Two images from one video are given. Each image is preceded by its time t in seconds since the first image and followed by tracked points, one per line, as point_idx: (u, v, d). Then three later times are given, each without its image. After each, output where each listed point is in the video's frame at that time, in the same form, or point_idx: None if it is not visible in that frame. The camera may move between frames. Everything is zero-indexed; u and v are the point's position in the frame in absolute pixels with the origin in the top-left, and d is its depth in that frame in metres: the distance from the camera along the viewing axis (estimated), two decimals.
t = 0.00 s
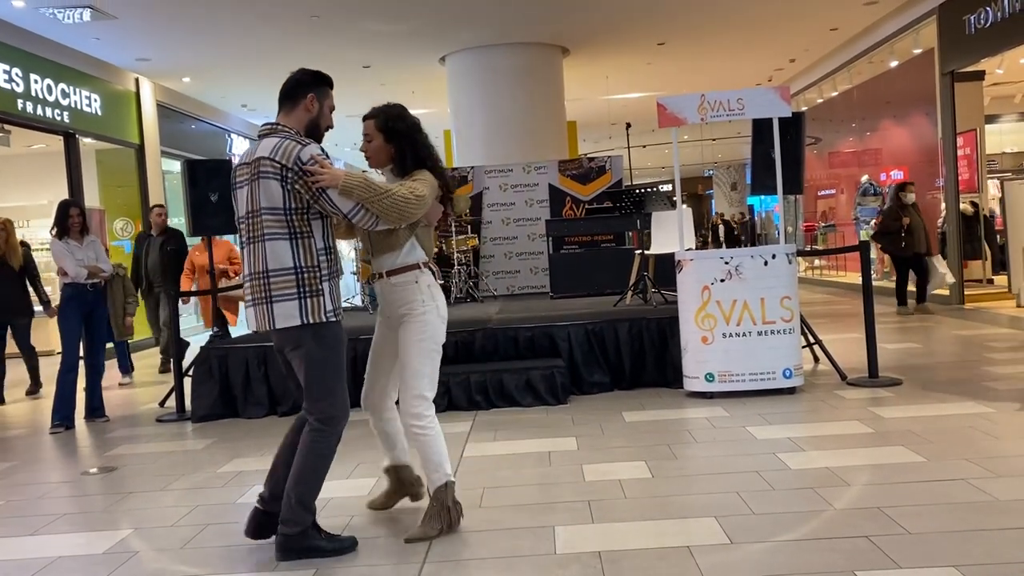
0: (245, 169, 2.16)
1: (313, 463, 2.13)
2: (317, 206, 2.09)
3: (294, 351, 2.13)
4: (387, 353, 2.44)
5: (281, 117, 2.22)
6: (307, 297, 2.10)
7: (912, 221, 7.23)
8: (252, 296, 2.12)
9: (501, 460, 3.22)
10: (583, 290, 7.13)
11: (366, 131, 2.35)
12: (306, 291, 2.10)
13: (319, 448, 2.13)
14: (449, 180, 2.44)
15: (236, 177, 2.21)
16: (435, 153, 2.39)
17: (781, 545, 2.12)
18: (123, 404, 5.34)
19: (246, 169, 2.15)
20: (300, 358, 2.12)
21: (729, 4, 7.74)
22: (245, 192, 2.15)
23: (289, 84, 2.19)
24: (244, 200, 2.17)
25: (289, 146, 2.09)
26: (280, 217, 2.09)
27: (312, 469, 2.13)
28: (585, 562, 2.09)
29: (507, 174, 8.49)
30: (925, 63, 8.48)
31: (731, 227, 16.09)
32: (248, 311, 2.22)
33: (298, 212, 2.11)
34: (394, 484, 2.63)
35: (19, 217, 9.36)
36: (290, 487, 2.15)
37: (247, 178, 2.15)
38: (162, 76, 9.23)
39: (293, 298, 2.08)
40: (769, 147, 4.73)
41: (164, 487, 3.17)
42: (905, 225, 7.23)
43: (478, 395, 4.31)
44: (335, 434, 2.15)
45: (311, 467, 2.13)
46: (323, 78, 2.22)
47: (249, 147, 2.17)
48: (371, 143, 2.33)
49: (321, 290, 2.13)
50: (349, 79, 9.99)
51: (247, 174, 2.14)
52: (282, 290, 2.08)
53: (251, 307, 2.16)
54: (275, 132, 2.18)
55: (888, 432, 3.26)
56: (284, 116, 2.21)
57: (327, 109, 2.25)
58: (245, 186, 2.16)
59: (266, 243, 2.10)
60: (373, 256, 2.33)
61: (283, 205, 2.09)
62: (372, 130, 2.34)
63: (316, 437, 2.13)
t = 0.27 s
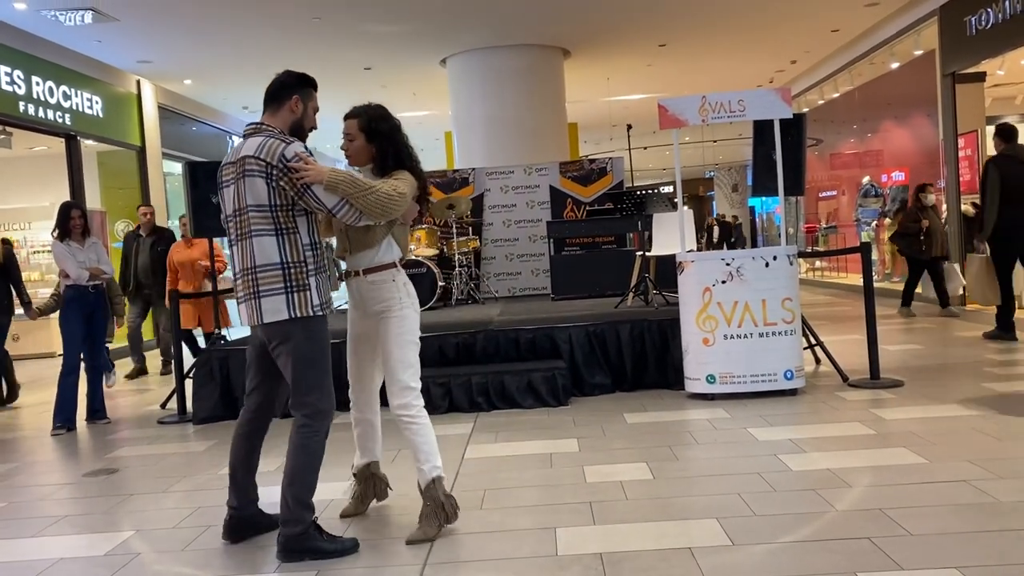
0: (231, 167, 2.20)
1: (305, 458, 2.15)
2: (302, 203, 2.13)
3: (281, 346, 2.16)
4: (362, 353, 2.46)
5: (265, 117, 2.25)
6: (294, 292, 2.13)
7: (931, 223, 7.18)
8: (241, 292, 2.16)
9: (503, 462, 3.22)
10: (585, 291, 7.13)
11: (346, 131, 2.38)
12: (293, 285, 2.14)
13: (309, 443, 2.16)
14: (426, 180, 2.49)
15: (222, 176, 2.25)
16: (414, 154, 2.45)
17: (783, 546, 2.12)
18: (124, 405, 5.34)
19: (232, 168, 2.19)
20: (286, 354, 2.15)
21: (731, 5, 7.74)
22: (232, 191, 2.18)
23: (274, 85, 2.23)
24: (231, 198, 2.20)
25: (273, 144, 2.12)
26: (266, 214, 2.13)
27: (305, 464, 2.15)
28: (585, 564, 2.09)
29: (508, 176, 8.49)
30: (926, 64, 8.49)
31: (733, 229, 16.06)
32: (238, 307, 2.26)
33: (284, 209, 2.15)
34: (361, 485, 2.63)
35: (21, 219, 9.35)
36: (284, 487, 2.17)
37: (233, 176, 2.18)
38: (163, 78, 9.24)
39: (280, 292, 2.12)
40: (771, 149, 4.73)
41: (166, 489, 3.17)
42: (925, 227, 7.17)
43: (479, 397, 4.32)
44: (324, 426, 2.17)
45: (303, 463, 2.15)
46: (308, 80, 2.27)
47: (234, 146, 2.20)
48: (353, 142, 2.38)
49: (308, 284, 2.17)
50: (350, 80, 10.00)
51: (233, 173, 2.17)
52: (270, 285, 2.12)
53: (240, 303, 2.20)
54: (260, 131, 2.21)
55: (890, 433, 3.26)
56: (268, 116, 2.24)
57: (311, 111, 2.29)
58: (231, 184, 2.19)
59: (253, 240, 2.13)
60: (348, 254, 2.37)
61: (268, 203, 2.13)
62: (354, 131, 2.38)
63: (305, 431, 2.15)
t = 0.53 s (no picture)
0: (216, 171, 2.21)
1: (295, 455, 2.15)
2: (287, 205, 2.14)
3: (265, 345, 2.17)
4: (356, 352, 2.50)
5: (250, 121, 2.27)
6: (279, 292, 2.14)
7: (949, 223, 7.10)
8: (227, 293, 2.17)
9: (504, 463, 3.22)
10: (586, 292, 7.13)
11: (332, 133, 2.42)
12: (278, 285, 2.15)
13: (297, 439, 2.15)
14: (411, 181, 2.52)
15: (208, 179, 2.26)
16: (398, 156, 2.48)
17: (785, 548, 2.12)
18: (127, 406, 5.35)
19: (217, 171, 2.20)
20: (272, 352, 2.15)
21: (733, 6, 7.74)
22: (218, 194, 2.20)
23: (260, 90, 2.25)
24: (217, 201, 2.22)
25: (258, 149, 2.13)
26: (251, 216, 2.14)
27: (295, 461, 2.15)
28: (587, 565, 2.09)
29: (509, 177, 8.50)
30: (928, 65, 8.48)
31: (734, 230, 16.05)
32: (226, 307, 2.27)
33: (268, 211, 2.16)
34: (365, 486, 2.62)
35: (23, 220, 9.35)
36: (279, 488, 2.17)
37: (219, 180, 2.19)
38: (165, 79, 9.25)
39: (266, 292, 2.13)
40: (772, 150, 4.73)
41: (168, 490, 3.17)
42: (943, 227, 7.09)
43: (481, 398, 4.32)
44: (310, 422, 2.17)
45: (294, 460, 2.15)
46: (293, 84, 2.29)
47: (220, 150, 2.21)
48: (338, 144, 2.41)
49: (293, 284, 2.18)
50: (352, 82, 10.01)
51: (219, 176, 2.19)
52: (255, 285, 2.13)
53: (228, 304, 2.22)
54: (245, 136, 2.23)
55: (892, 435, 3.26)
56: (253, 120, 2.26)
57: (296, 115, 2.30)
58: (216, 187, 2.21)
59: (238, 241, 2.15)
60: (336, 253, 2.41)
61: (253, 205, 2.14)
62: (339, 132, 2.41)
63: (291, 428, 2.15)
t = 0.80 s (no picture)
0: (208, 173, 2.19)
1: (288, 455, 2.15)
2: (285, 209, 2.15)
3: (253, 348, 2.16)
4: (353, 350, 2.50)
5: (242, 125, 2.27)
6: (271, 296, 2.15)
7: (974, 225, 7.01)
8: (217, 296, 2.16)
9: (507, 464, 3.22)
10: (589, 293, 7.12)
11: (327, 137, 2.44)
12: (270, 289, 2.15)
13: (289, 440, 2.16)
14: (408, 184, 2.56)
15: (198, 181, 2.24)
16: (392, 159, 2.52)
17: (790, 550, 2.11)
18: (130, 407, 5.36)
19: (210, 175, 2.19)
20: (261, 356, 2.15)
21: (737, 7, 7.74)
22: (210, 198, 2.18)
23: (250, 94, 2.25)
24: (209, 204, 2.20)
25: (255, 154, 2.13)
26: (247, 220, 2.14)
27: (289, 462, 2.16)
28: (591, 566, 2.09)
29: (512, 178, 8.50)
30: (932, 66, 8.47)
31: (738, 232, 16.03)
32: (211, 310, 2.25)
33: (264, 216, 2.16)
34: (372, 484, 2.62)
35: (26, 221, 9.36)
36: (277, 489, 2.18)
37: (211, 183, 2.18)
38: (169, 80, 9.26)
39: (258, 296, 2.13)
40: (776, 151, 4.72)
41: (172, 491, 3.17)
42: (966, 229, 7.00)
43: (484, 399, 4.31)
44: (300, 421, 2.17)
45: (288, 460, 2.16)
46: (283, 88, 2.29)
47: (212, 154, 2.20)
48: (333, 147, 2.43)
49: (285, 288, 2.19)
50: (355, 84, 10.03)
51: (211, 180, 2.17)
52: (248, 289, 2.13)
53: (215, 307, 2.20)
54: (238, 140, 2.22)
55: (897, 436, 3.25)
56: (245, 125, 2.26)
57: (287, 119, 2.31)
58: (209, 191, 2.19)
59: (231, 245, 2.14)
60: (335, 255, 2.41)
61: (249, 210, 2.14)
62: (333, 136, 2.43)
63: (282, 430, 2.15)
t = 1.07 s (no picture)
0: (212, 177, 2.19)
1: (288, 455, 2.16)
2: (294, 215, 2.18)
3: (249, 351, 2.17)
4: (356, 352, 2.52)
5: (244, 131, 2.27)
6: (274, 299, 2.16)
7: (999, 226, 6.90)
8: (217, 298, 2.15)
9: (512, 466, 3.22)
10: (593, 295, 7.12)
11: (329, 145, 2.48)
12: (273, 292, 2.16)
13: (289, 440, 2.16)
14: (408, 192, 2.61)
15: (199, 184, 2.23)
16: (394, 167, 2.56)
17: (795, 553, 2.11)
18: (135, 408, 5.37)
19: (214, 178, 2.18)
20: (258, 359, 2.15)
21: (741, 9, 7.73)
22: (214, 201, 2.18)
23: (251, 100, 2.26)
24: (212, 207, 2.19)
25: (265, 159, 2.14)
26: (254, 225, 2.15)
27: (290, 462, 2.16)
28: (596, 569, 2.09)
29: (516, 180, 8.50)
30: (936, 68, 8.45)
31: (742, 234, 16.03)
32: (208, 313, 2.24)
33: (271, 220, 2.18)
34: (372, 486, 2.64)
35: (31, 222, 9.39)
36: (279, 488, 2.19)
37: (216, 186, 2.17)
38: (174, 82, 9.27)
39: (261, 299, 2.14)
40: (780, 153, 4.72)
41: (176, 492, 3.17)
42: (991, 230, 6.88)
43: (488, 401, 4.32)
44: (298, 422, 2.18)
45: (289, 460, 2.16)
46: (285, 95, 2.31)
47: (216, 158, 2.20)
48: (336, 155, 2.48)
49: (286, 292, 2.20)
50: (359, 85, 10.05)
51: (216, 183, 2.17)
52: (251, 292, 2.13)
53: (213, 310, 2.19)
54: (241, 145, 2.23)
55: (901, 439, 3.25)
56: (247, 130, 2.27)
57: (287, 125, 2.33)
58: (213, 194, 2.18)
59: (236, 248, 2.14)
60: (346, 261, 2.46)
61: (257, 215, 2.15)
62: (336, 145, 2.48)
63: (280, 431, 2.15)
